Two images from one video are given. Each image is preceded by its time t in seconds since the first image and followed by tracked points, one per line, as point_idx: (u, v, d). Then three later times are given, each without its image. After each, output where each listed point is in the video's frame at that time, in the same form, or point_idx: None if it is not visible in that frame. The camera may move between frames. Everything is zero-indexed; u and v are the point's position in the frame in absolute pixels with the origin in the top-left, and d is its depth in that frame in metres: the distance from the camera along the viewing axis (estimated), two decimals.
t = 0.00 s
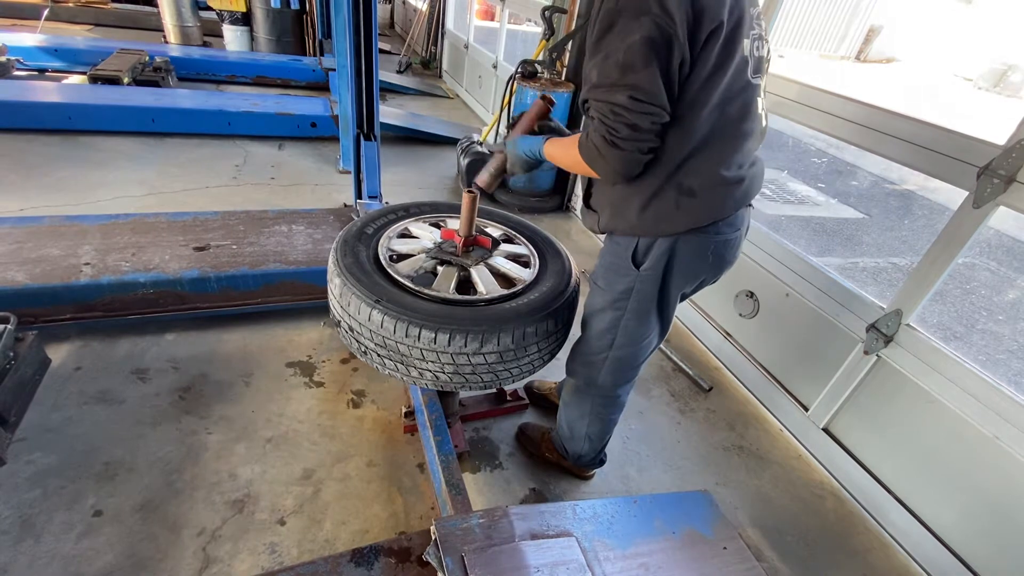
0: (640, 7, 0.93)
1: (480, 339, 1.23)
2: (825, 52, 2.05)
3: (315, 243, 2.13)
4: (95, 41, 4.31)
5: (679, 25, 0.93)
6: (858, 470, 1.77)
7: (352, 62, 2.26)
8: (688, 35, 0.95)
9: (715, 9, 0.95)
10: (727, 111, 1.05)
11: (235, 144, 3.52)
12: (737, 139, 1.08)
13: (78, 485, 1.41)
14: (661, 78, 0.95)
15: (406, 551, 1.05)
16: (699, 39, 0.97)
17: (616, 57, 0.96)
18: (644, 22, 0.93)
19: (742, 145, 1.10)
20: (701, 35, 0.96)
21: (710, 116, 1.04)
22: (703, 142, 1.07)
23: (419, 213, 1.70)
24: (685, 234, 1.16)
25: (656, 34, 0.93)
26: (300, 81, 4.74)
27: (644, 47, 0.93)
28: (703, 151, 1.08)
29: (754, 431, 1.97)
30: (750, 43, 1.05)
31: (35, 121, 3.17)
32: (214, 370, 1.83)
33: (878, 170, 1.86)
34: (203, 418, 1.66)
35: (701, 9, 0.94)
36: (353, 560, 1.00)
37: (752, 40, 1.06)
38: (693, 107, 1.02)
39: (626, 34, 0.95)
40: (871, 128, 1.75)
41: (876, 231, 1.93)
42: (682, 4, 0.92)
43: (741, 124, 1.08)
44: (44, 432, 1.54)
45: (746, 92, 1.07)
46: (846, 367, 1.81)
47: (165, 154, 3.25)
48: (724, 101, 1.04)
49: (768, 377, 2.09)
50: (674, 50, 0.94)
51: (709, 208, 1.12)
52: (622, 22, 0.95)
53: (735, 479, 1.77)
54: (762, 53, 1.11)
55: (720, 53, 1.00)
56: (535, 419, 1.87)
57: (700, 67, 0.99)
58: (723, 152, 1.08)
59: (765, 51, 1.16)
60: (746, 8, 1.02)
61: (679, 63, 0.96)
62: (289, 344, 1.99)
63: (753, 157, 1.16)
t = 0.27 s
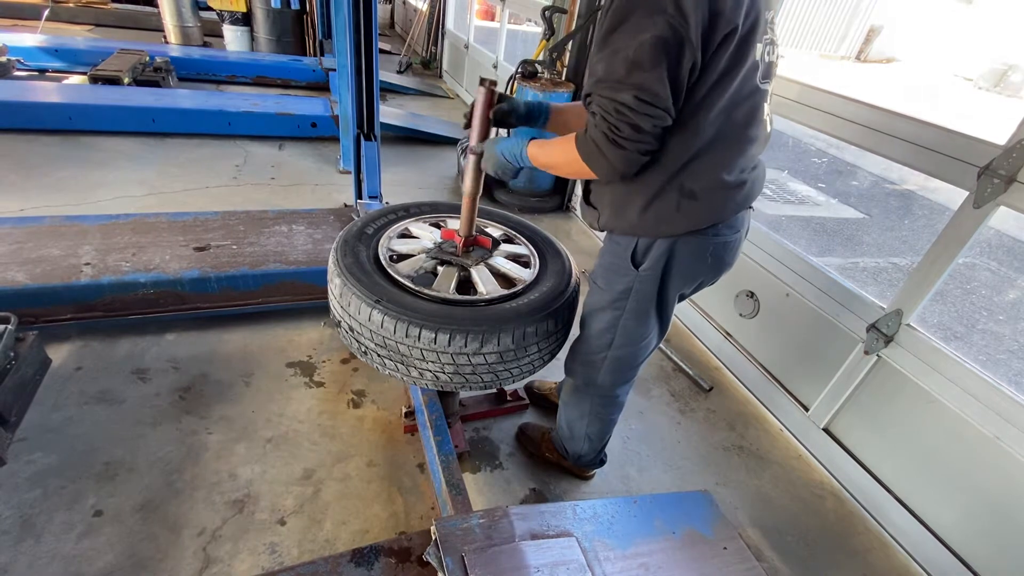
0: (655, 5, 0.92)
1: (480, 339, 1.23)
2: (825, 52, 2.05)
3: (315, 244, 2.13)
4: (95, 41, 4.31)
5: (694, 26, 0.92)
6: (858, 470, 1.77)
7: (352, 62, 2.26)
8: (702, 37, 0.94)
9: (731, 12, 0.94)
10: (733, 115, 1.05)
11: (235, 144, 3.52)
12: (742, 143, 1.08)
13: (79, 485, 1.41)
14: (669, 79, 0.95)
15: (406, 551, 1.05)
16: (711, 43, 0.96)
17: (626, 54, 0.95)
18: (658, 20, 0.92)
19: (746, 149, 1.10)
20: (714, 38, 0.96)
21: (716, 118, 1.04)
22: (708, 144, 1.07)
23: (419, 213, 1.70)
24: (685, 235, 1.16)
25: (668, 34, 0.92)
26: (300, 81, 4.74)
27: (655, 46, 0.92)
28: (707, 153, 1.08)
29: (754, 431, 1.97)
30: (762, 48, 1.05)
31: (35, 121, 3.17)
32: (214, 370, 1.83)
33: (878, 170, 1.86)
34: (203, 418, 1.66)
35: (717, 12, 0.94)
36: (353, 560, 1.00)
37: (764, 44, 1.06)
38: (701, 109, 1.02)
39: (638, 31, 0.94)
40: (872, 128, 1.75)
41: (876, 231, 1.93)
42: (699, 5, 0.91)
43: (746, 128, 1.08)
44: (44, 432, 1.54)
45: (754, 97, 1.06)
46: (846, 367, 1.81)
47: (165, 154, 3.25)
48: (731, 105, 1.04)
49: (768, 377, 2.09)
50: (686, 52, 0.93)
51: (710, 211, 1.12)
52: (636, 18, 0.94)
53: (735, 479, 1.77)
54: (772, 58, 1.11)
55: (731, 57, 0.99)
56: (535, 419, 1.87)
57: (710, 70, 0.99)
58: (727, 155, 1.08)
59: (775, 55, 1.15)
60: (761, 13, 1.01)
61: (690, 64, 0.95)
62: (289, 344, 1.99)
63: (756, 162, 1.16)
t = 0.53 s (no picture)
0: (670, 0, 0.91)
1: (480, 339, 1.23)
2: (825, 52, 2.05)
3: (315, 244, 2.13)
4: (96, 42, 4.32)
5: (707, 24, 0.91)
6: (858, 470, 1.77)
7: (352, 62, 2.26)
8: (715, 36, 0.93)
9: (745, 13, 0.94)
10: (740, 118, 1.05)
11: (235, 145, 3.52)
12: (747, 147, 1.09)
13: (79, 485, 1.41)
14: (675, 77, 0.93)
15: (406, 551, 1.05)
16: (724, 44, 0.96)
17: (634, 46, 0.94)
18: (670, 16, 0.91)
19: (751, 152, 1.10)
20: (727, 39, 0.95)
21: (724, 121, 1.04)
22: (715, 147, 1.06)
23: (419, 213, 1.70)
24: (685, 239, 1.16)
25: (679, 29, 0.91)
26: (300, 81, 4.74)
27: (664, 42, 0.91)
28: (714, 155, 1.07)
29: (755, 431, 1.97)
30: (769, 52, 1.06)
31: (36, 122, 3.17)
32: (214, 370, 1.83)
33: (878, 170, 1.86)
34: (203, 418, 1.66)
35: (733, 12, 0.93)
36: (353, 560, 1.00)
37: (772, 49, 1.06)
38: (709, 112, 1.02)
39: (650, 25, 0.93)
40: (872, 128, 1.75)
41: (876, 231, 1.93)
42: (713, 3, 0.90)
43: (752, 132, 1.08)
44: (45, 432, 1.54)
45: (760, 101, 1.07)
46: (846, 368, 1.80)
47: (165, 154, 3.25)
48: (739, 108, 1.04)
49: (768, 377, 2.09)
50: (697, 49, 0.92)
51: (713, 214, 1.12)
52: (650, 11, 0.93)
53: (735, 479, 1.77)
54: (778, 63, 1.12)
55: (742, 59, 1.00)
56: (535, 419, 1.87)
57: (721, 71, 0.99)
58: (732, 159, 1.08)
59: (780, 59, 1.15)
60: (772, 16, 1.02)
61: (700, 63, 0.94)
62: (289, 344, 1.99)
63: (757, 168, 1.17)
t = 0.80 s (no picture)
0: (645, 19, 0.92)
1: (481, 339, 1.23)
2: (825, 52, 2.05)
3: (316, 244, 2.13)
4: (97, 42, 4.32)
5: (682, 42, 0.91)
6: (859, 471, 1.77)
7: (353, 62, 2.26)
8: (694, 52, 0.92)
9: (731, 24, 0.93)
10: (740, 125, 1.04)
11: (236, 145, 3.53)
12: (748, 152, 1.08)
13: (79, 485, 1.41)
14: (646, 96, 0.94)
15: (407, 551, 1.05)
16: (709, 58, 0.95)
17: (606, 68, 0.96)
18: (641, 37, 0.91)
19: (751, 157, 1.09)
20: (712, 52, 0.94)
21: (720, 130, 1.03)
22: (716, 156, 1.05)
23: (420, 213, 1.70)
24: (688, 242, 1.16)
25: (649, 50, 0.91)
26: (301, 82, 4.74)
27: (632, 62, 0.93)
28: (714, 163, 1.06)
29: (755, 431, 1.97)
30: (764, 56, 1.04)
31: (36, 122, 3.17)
32: (215, 370, 1.83)
33: (879, 170, 1.86)
34: (204, 418, 1.66)
35: (714, 26, 0.92)
36: (353, 560, 1.00)
37: (766, 53, 1.05)
38: (704, 121, 1.01)
39: (622, 44, 0.94)
40: (871, 128, 1.75)
41: (877, 231, 1.93)
42: (686, 19, 0.90)
43: (752, 137, 1.07)
44: (45, 432, 1.54)
45: (758, 106, 1.06)
46: (847, 368, 1.80)
47: (166, 154, 3.25)
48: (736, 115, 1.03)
49: (768, 377, 2.09)
50: (669, 66, 0.92)
51: (715, 219, 1.12)
52: (624, 31, 0.94)
53: (735, 479, 1.77)
54: (774, 64, 1.11)
55: (732, 69, 0.98)
56: (536, 419, 1.87)
57: (708, 84, 0.99)
58: (732, 165, 1.07)
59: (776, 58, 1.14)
60: (764, 19, 1.00)
61: (676, 81, 0.94)
62: (290, 344, 1.99)
63: (760, 169, 1.16)
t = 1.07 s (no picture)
0: (619, 40, 0.94)
1: (482, 339, 1.24)
2: (826, 52, 2.05)
3: (316, 244, 2.13)
4: (97, 42, 4.32)
5: (658, 59, 0.93)
6: (860, 471, 1.77)
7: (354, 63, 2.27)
8: (671, 66, 0.94)
9: (704, 34, 0.93)
10: (733, 126, 1.03)
11: (236, 145, 3.53)
12: (746, 153, 1.07)
13: (80, 485, 1.41)
14: (625, 113, 0.96)
15: (407, 551, 1.05)
16: (686, 69, 0.95)
17: (583, 90, 0.98)
18: (617, 58, 0.94)
19: (753, 157, 1.08)
20: (689, 64, 0.95)
21: (711, 135, 1.02)
22: (714, 160, 1.05)
23: (420, 213, 1.70)
24: (698, 246, 1.16)
25: (625, 70, 0.94)
26: (302, 82, 4.75)
27: (609, 81, 0.95)
28: (712, 167, 1.06)
29: (755, 431, 1.97)
30: (752, 56, 1.03)
31: (36, 122, 3.17)
32: (215, 370, 1.84)
33: (879, 170, 1.86)
34: (205, 418, 1.66)
35: (687, 41, 0.93)
36: (354, 560, 1.00)
37: (755, 52, 1.04)
38: (697, 125, 1.01)
39: (600, 65, 0.96)
40: (871, 128, 1.75)
41: (878, 231, 1.93)
42: (658, 37, 0.92)
43: (749, 137, 1.06)
44: (46, 432, 1.54)
45: (752, 105, 1.05)
46: (848, 368, 1.80)
47: (166, 155, 3.25)
48: (728, 118, 1.02)
49: (770, 378, 2.09)
50: (644, 84, 0.94)
51: (721, 223, 1.11)
52: (600, 52, 0.96)
53: (736, 479, 1.77)
54: (767, 61, 1.09)
55: (714, 75, 0.98)
56: (536, 419, 1.87)
57: (691, 93, 0.99)
58: (732, 167, 1.06)
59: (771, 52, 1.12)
60: (744, 20, 0.99)
61: (656, 98, 0.95)
62: (290, 345, 1.99)
63: (768, 167, 1.14)
